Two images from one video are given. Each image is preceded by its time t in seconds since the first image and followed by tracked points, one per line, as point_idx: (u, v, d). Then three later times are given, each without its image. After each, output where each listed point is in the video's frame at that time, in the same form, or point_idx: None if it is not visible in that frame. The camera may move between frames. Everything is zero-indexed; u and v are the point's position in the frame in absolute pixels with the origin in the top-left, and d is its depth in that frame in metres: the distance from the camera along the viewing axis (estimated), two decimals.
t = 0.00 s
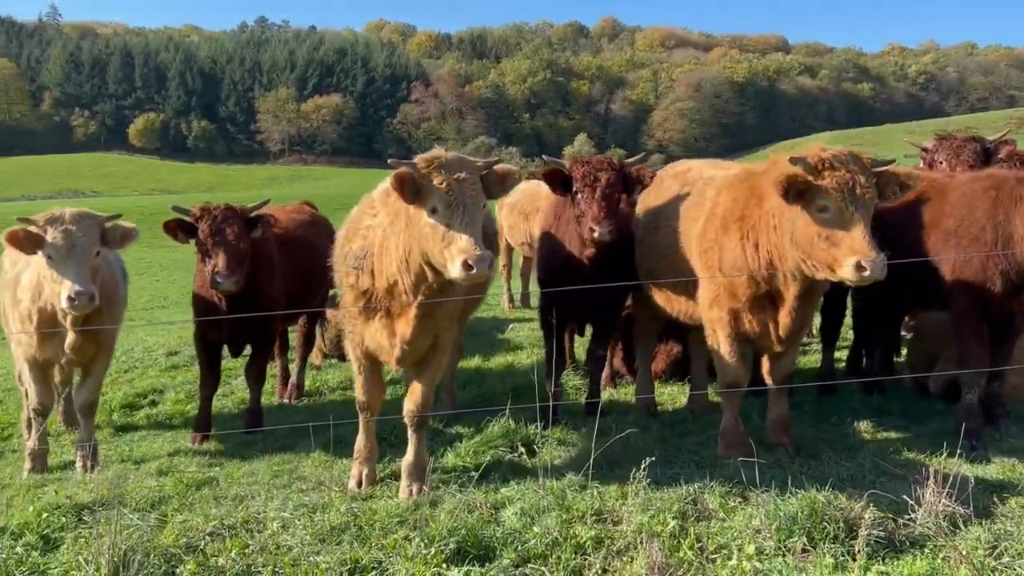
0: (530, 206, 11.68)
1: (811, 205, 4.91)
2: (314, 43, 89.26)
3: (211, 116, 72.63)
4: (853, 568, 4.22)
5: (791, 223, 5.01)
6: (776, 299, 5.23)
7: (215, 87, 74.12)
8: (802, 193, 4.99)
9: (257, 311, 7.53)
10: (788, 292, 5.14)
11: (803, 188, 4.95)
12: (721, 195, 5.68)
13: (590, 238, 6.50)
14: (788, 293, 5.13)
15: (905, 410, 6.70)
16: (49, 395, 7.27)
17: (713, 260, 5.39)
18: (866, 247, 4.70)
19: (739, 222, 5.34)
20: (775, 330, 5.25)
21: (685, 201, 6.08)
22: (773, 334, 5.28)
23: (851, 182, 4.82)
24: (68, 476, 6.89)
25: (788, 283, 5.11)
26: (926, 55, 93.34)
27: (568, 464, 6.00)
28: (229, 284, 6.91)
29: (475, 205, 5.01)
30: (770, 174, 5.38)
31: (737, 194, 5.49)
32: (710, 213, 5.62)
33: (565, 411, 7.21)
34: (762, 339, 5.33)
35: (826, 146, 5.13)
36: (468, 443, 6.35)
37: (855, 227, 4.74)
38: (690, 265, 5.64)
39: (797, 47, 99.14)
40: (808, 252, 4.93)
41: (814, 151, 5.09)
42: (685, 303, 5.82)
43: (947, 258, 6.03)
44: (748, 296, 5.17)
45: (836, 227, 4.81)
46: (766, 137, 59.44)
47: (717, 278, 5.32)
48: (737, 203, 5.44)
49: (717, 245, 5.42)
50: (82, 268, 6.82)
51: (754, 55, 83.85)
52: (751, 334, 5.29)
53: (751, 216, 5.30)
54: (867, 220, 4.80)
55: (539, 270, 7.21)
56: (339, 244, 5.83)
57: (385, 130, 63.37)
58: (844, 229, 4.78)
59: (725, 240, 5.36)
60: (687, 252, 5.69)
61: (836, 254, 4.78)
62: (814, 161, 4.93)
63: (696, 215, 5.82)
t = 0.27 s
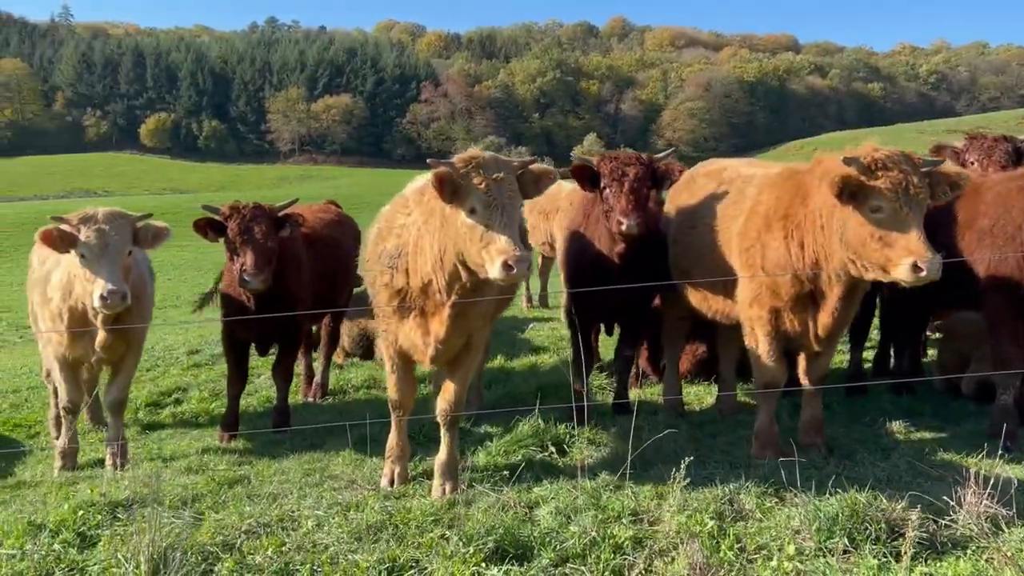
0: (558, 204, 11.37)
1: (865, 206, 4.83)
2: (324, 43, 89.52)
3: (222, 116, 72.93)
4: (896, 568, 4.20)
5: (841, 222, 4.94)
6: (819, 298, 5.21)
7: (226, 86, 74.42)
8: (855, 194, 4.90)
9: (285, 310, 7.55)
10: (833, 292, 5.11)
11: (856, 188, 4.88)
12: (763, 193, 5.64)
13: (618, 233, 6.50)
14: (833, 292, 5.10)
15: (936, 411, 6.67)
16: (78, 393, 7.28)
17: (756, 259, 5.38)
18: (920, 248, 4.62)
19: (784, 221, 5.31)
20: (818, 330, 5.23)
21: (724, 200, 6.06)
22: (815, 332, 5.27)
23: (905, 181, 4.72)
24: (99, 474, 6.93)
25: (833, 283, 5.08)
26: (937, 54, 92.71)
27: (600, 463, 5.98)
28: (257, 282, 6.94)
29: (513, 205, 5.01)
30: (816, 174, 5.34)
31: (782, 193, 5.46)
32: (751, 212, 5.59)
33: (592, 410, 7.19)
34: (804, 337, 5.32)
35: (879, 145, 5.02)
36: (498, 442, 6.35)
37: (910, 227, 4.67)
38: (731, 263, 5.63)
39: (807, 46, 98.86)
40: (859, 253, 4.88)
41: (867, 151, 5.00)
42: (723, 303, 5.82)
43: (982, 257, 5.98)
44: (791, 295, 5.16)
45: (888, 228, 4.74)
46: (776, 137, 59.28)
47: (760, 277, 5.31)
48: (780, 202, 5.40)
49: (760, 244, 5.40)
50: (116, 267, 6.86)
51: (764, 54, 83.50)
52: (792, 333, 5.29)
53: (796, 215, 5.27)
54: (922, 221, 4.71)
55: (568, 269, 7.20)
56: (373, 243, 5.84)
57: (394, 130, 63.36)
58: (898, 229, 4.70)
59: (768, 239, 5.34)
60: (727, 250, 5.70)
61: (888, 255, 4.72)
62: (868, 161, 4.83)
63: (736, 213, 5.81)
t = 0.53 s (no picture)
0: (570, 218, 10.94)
1: (898, 206, 4.92)
2: (322, 43, 89.44)
3: (220, 116, 72.86)
4: (926, 569, 4.20)
5: (874, 223, 5.03)
6: (846, 298, 5.32)
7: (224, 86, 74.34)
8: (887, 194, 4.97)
9: (300, 311, 7.56)
10: (861, 292, 5.21)
11: (889, 189, 4.95)
12: (788, 193, 5.69)
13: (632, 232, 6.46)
14: (862, 292, 5.21)
15: (953, 411, 6.67)
16: (93, 392, 7.23)
17: (783, 259, 5.44)
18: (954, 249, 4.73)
19: (811, 221, 5.39)
20: (844, 330, 5.33)
21: (746, 201, 6.13)
22: (841, 333, 5.37)
23: (939, 182, 4.80)
24: (115, 474, 6.91)
25: (863, 283, 5.18)
26: (935, 56, 92.64)
27: (620, 463, 5.97)
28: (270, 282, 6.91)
29: (538, 206, 5.01)
30: (845, 175, 5.42)
31: (809, 194, 5.53)
32: (777, 212, 5.65)
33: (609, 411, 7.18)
34: (829, 337, 5.41)
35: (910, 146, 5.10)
36: (517, 443, 6.34)
37: (944, 228, 4.77)
38: (755, 263, 5.70)
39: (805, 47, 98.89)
40: (891, 253, 4.98)
41: (900, 151, 5.07)
42: (746, 304, 5.89)
43: (1001, 258, 5.99)
44: (819, 295, 5.25)
45: (922, 229, 4.84)
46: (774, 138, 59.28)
47: (787, 278, 5.38)
48: (808, 202, 5.47)
49: (787, 244, 5.47)
50: (134, 266, 6.84)
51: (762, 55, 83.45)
52: (817, 333, 5.38)
53: (825, 216, 5.35)
54: (955, 222, 4.81)
55: (585, 270, 7.18)
56: (393, 243, 5.83)
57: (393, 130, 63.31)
58: (932, 230, 4.81)
59: (795, 239, 5.41)
60: (751, 251, 5.76)
61: (922, 255, 4.83)
62: (901, 162, 4.91)
63: (759, 213, 5.88)
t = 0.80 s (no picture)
0: (569, 218, 10.82)
1: (910, 205, 5.03)
2: (307, 41, 89.08)
3: (204, 115, 72.45)
4: (942, 562, 4.27)
5: (887, 221, 5.16)
6: (857, 297, 5.44)
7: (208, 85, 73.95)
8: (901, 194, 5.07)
9: (303, 309, 7.54)
10: (872, 291, 5.33)
11: (902, 188, 5.06)
12: (801, 192, 5.83)
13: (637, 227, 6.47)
14: (874, 291, 5.33)
15: (957, 409, 6.76)
16: (100, 391, 7.24)
17: (796, 257, 5.58)
18: (967, 247, 4.83)
19: (824, 220, 5.52)
20: (856, 326, 5.47)
21: (759, 199, 6.27)
22: (852, 329, 5.50)
23: (952, 182, 4.90)
24: (123, 472, 6.90)
25: (875, 281, 5.30)
26: (917, 57, 93.27)
27: (630, 460, 6.02)
28: (279, 278, 6.88)
29: (553, 205, 5.02)
30: (857, 174, 5.54)
31: (821, 192, 5.65)
32: (790, 210, 5.79)
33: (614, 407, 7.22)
34: (840, 334, 5.54)
35: (924, 146, 5.19)
36: (527, 440, 6.37)
37: (956, 227, 4.87)
38: (768, 261, 5.84)
39: (788, 48, 99.58)
40: (905, 251, 5.09)
41: (913, 151, 5.17)
42: (758, 301, 6.06)
43: (1006, 257, 6.09)
44: (831, 293, 5.39)
45: (934, 227, 4.95)
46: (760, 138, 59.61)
47: (798, 276, 5.52)
48: (821, 201, 5.61)
49: (799, 243, 5.62)
50: (135, 264, 6.80)
51: (747, 56, 83.82)
52: (828, 330, 5.52)
53: (837, 215, 5.48)
54: (967, 221, 4.90)
55: (591, 268, 7.20)
56: (408, 240, 5.87)
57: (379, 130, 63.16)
58: (944, 228, 4.90)
59: (808, 237, 5.55)
60: (764, 249, 5.91)
61: (934, 253, 4.94)
62: (914, 162, 5.01)
63: (772, 211, 6.01)
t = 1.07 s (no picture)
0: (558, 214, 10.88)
1: (911, 202, 5.15)
2: (280, 39, 88.46)
3: (176, 112, 71.73)
4: (945, 550, 4.38)
5: (887, 219, 5.29)
6: (856, 293, 5.55)
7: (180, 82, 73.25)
8: (902, 191, 5.20)
9: (299, 307, 7.53)
10: (871, 286, 5.45)
11: (902, 186, 5.17)
12: (800, 189, 5.94)
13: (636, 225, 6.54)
14: (873, 287, 5.44)
15: (947, 402, 6.91)
16: (95, 390, 7.19)
17: (795, 254, 5.67)
18: (966, 243, 4.95)
19: (824, 217, 5.63)
20: (854, 321, 5.57)
21: (756, 197, 6.38)
22: (851, 324, 5.61)
23: (951, 180, 5.02)
24: (119, 470, 6.86)
25: (874, 276, 5.41)
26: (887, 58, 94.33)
27: (631, 455, 6.09)
28: (279, 275, 6.91)
29: (561, 202, 5.07)
30: (856, 172, 5.66)
31: (820, 190, 5.76)
32: (789, 207, 5.89)
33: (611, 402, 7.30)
34: (839, 330, 5.65)
35: (923, 145, 5.31)
36: (528, 436, 6.43)
37: (955, 223, 4.99)
38: (767, 258, 5.93)
39: (761, 48, 100.31)
40: (904, 247, 5.21)
41: (913, 149, 5.30)
42: (756, 297, 6.16)
43: (997, 253, 6.25)
44: (830, 289, 5.49)
45: (933, 224, 5.07)
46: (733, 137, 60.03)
47: (798, 272, 5.62)
48: (820, 198, 5.72)
49: (799, 239, 5.71)
50: (128, 261, 6.64)
51: (720, 56, 84.37)
52: (827, 325, 5.63)
53: (837, 212, 5.59)
54: (966, 218, 5.03)
55: (588, 265, 7.27)
56: (410, 237, 5.90)
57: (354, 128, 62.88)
58: (943, 225, 5.03)
59: (808, 234, 5.65)
60: (763, 246, 6.01)
61: (934, 249, 5.07)
62: (914, 161, 5.13)
63: (771, 208, 6.12)
